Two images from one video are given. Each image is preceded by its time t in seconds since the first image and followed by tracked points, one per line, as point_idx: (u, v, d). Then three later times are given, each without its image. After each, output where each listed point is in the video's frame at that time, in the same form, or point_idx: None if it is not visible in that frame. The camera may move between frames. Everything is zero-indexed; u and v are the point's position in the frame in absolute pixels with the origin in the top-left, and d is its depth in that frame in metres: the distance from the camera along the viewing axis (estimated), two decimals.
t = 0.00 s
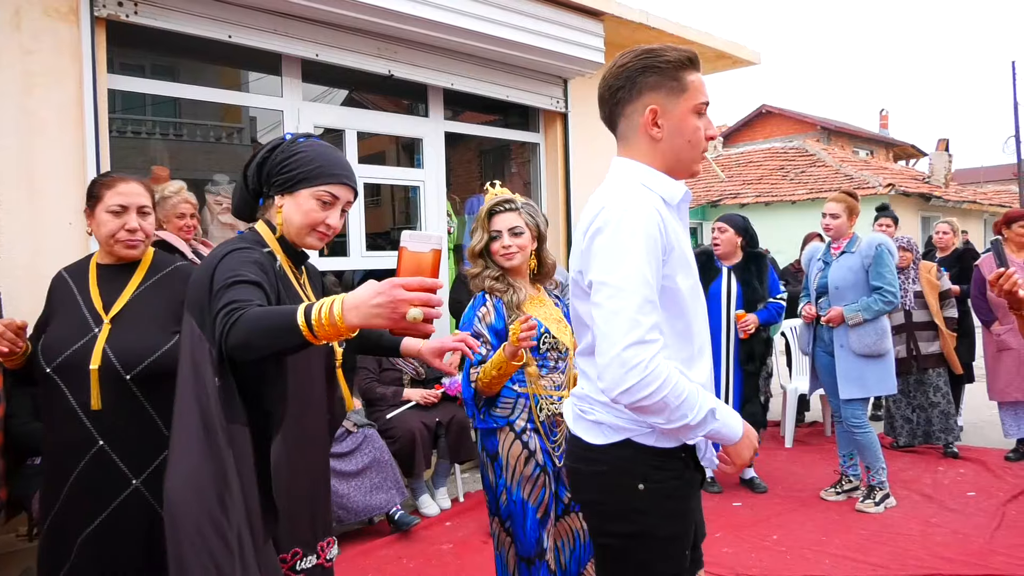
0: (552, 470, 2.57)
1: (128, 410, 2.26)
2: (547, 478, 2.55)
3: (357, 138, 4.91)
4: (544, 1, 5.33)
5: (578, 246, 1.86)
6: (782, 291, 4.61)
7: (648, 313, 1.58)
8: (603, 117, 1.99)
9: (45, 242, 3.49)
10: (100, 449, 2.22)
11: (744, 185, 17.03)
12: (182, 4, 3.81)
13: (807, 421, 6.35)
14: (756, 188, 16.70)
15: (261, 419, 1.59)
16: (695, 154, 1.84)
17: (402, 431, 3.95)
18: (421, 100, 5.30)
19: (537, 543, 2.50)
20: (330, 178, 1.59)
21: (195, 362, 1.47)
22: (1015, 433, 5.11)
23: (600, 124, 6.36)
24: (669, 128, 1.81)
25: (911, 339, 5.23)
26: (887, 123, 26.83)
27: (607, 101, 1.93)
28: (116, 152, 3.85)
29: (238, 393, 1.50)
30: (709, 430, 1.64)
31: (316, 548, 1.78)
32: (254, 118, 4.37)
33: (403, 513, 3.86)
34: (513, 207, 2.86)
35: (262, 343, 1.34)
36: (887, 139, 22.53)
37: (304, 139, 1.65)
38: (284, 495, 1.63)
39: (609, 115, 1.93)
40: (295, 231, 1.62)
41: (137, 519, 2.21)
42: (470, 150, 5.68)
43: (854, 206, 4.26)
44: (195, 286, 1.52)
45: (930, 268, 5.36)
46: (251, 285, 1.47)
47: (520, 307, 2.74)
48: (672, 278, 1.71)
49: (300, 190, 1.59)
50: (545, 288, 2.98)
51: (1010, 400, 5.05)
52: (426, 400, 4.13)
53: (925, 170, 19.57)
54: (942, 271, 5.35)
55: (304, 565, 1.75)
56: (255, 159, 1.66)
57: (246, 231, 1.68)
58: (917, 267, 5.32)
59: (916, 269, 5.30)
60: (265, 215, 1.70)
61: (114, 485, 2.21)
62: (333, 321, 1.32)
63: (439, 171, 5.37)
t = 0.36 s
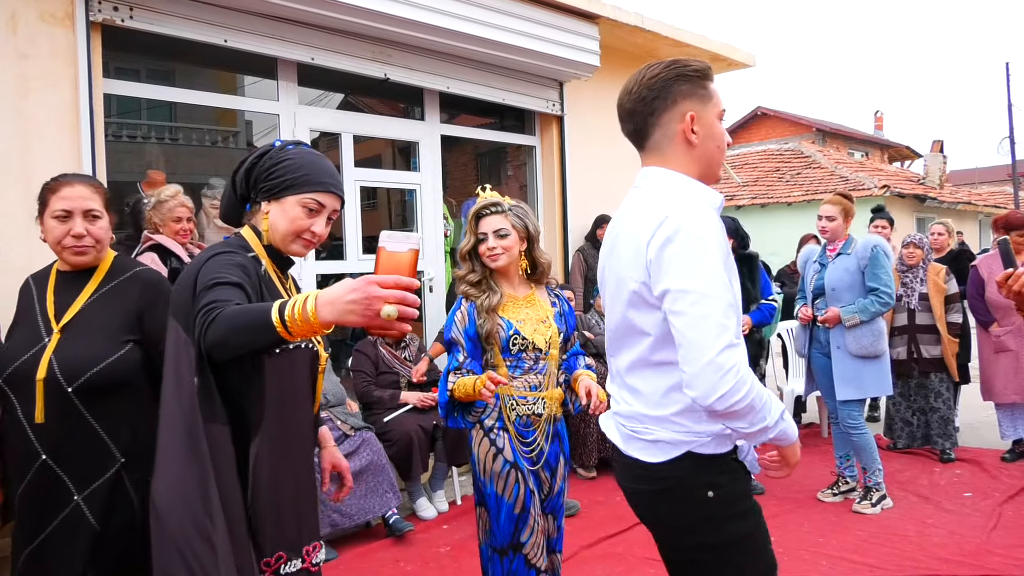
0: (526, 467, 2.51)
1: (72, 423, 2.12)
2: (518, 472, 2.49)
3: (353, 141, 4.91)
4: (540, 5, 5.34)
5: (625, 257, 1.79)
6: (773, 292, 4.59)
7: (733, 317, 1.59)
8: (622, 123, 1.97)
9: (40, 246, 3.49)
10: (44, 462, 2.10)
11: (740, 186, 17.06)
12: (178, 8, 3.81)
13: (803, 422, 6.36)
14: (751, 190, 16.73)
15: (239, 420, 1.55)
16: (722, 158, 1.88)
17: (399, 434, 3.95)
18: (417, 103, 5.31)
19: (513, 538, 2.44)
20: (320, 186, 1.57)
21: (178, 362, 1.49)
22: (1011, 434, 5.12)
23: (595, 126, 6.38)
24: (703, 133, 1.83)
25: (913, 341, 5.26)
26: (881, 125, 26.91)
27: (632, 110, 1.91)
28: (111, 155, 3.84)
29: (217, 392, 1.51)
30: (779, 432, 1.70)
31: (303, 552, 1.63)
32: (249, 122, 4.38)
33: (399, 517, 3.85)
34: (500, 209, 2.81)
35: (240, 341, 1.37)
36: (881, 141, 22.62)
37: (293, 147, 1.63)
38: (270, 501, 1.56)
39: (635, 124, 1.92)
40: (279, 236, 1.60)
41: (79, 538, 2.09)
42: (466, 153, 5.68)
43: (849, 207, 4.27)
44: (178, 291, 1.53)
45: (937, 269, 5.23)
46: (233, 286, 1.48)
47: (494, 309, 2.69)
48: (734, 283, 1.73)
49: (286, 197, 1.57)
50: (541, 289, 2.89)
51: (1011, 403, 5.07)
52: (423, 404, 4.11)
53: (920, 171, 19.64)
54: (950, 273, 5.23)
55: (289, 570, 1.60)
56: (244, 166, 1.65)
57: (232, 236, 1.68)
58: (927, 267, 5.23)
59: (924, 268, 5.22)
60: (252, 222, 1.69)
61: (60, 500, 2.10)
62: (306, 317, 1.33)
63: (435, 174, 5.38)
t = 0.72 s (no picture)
0: (520, 467, 2.52)
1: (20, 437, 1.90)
2: (507, 472, 2.51)
3: (354, 142, 4.91)
4: (541, 5, 5.34)
5: (668, 253, 1.79)
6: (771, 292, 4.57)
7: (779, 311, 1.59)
8: (661, 119, 1.98)
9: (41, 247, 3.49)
10: None
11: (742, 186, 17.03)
12: (179, 9, 3.81)
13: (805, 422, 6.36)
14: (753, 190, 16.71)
15: (230, 416, 1.53)
16: (763, 145, 1.90)
17: (401, 434, 3.94)
18: (418, 103, 5.32)
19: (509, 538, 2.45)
20: (320, 189, 1.57)
21: (173, 357, 1.49)
22: (1014, 434, 5.10)
23: (597, 126, 6.38)
24: (747, 121, 1.85)
25: (923, 341, 5.25)
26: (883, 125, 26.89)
27: (672, 104, 1.92)
28: (113, 156, 3.85)
29: (208, 390, 1.49)
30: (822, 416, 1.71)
31: (298, 551, 1.64)
32: (251, 122, 4.38)
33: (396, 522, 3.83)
34: (498, 213, 2.76)
35: (235, 333, 1.37)
36: (882, 140, 22.61)
37: (294, 150, 1.63)
38: (263, 498, 1.55)
39: (676, 118, 1.92)
40: (277, 238, 1.60)
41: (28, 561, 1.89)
42: (467, 153, 5.68)
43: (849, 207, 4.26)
44: (175, 291, 1.53)
45: (952, 268, 5.13)
46: (229, 282, 1.49)
47: (493, 313, 2.69)
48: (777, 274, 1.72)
49: (286, 199, 1.56)
50: (541, 291, 2.85)
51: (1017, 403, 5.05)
52: (425, 403, 4.11)
53: (921, 171, 19.62)
54: (966, 270, 5.13)
55: (284, 569, 1.60)
56: (245, 167, 1.65)
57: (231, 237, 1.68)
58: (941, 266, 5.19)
59: (937, 266, 5.19)
60: (251, 222, 1.69)
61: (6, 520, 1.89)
62: (299, 308, 1.33)
63: (437, 174, 5.38)
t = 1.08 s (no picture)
0: (514, 472, 2.50)
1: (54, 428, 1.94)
2: (497, 476, 2.49)
3: (357, 141, 4.91)
4: (544, 4, 5.34)
5: (748, 253, 1.61)
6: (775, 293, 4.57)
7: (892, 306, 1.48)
8: (713, 109, 1.80)
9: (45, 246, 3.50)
10: (19, 470, 1.89)
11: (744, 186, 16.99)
12: (183, 8, 3.81)
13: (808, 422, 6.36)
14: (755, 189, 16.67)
15: (233, 410, 1.50)
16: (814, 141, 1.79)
17: (403, 433, 3.95)
18: (421, 103, 5.32)
19: (490, 538, 2.47)
20: (327, 189, 1.57)
21: (177, 348, 1.47)
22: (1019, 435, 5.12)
23: (600, 126, 6.38)
24: (804, 117, 1.72)
25: (920, 339, 5.23)
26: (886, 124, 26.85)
27: (729, 97, 1.74)
28: (116, 155, 3.85)
29: (211, 383, 1.46)
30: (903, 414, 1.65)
31: (300, 548, 1.64)
32: (254, 121, 4.38)
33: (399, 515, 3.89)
34: (502, 208, 2.72)
35: (238, 324, 1.37)
36: (885, 140, 22.58)
37: (301, 151, 1.63)
38: (264, 494, 1.55)
39: (731, 112, 1.76)
40: (281, 237, 1.60)
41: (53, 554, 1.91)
42: (470, 152, 5.68)
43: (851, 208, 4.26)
44: (179, 287, 1.53)
45: (949, 267, 5.17)
46: (232, 277, 1.49)
47: (499, 308, 2.67)
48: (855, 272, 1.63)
49: (291, 198, 1.56)
50: (552, 288, 2.83)
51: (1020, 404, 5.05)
52: (429, 403, 4.07)
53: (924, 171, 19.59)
54: (960, 270, 5.17)
55: (286, 566, 1.60)
56: (252, 166, 1.64)
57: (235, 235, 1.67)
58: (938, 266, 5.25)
59: (934, 266, 5.24)
60: (255, 221, 1.68)
61: (31, 514, 1.89)
62: (303, 296, 1.33)
63: (439, 174, 5.39)
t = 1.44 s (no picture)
0: (497, 479, 2.44)
1: (119, 416, 1.93)
2: (481, 482, 2.44)
3: (358, 140, 4.91)
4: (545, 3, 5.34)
5: (827, 236, 1.40)
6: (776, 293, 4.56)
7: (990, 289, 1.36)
8: (768, 95, 1.56)
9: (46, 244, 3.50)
10: (91, 454, 1.86)
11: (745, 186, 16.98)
12: (186, 7, 3.82)
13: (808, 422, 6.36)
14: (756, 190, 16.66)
15: (239, 406, 1.51)
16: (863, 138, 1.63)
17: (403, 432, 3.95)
18: (422, 102, 5.32)
19: (474, 542, 2.43)
20: (329, 187, 1.57)
21: (181, 344, 1.48)
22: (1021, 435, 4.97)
23: (601, 125, 6.38)
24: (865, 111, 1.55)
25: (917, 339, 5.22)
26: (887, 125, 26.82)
27: (794, 81, 1.50)
28: (117, 153, 3.85)
29: (218, 380, 1.47)
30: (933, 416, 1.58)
31: (303, 546, 1.64)
32: (254, 120, 4.38)
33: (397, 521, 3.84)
34: (503, 208, 2.69)
35: (241, 319, 1.37)
36: (886, 141, 22.56)
37: (304, 149, 1.63)
38: (269, 490, 1.55)
39: (794, 99, 1.52)
40: (285, 234, 1.61)
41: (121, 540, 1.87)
42: (471, 151, 5.68)
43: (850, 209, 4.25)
44: (183, 285, 1.52)
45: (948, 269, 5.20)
46: (236, 273, 1.48)
47: (492, 310, 2.62)
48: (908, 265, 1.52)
49: (294, 195, 1.56)
50: (552, 291, 2.75)
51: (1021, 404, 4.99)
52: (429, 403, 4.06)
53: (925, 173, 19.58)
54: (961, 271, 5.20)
55: (290, 563, 1.60)
56: (256, 164, 1.65)
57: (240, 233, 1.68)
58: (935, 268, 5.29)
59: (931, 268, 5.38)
60: (260, 219, 1.69)
61: (100, 497, 1.85)
62: (306, 291, 1.32)
63: (440, 173, 5.39)
